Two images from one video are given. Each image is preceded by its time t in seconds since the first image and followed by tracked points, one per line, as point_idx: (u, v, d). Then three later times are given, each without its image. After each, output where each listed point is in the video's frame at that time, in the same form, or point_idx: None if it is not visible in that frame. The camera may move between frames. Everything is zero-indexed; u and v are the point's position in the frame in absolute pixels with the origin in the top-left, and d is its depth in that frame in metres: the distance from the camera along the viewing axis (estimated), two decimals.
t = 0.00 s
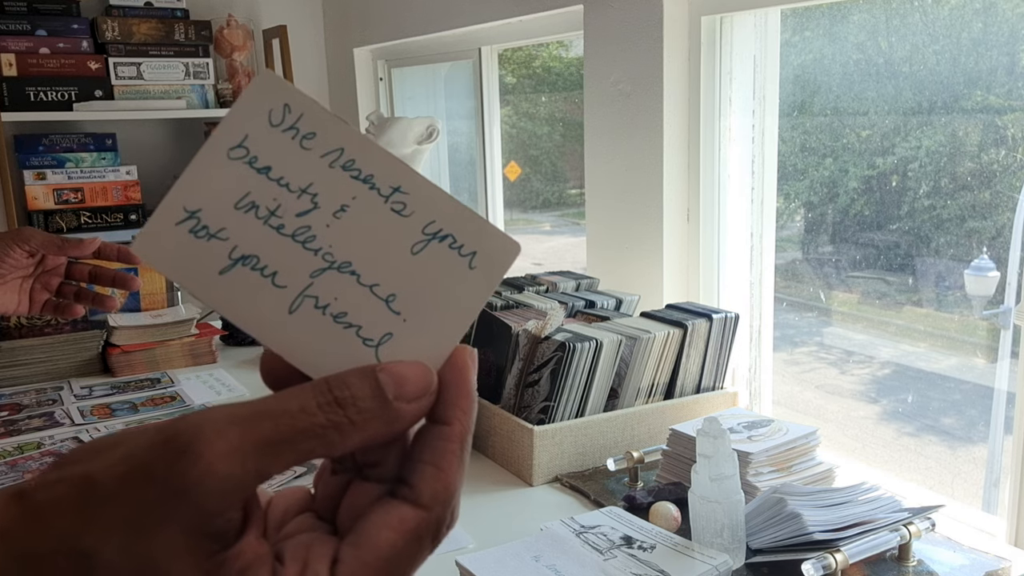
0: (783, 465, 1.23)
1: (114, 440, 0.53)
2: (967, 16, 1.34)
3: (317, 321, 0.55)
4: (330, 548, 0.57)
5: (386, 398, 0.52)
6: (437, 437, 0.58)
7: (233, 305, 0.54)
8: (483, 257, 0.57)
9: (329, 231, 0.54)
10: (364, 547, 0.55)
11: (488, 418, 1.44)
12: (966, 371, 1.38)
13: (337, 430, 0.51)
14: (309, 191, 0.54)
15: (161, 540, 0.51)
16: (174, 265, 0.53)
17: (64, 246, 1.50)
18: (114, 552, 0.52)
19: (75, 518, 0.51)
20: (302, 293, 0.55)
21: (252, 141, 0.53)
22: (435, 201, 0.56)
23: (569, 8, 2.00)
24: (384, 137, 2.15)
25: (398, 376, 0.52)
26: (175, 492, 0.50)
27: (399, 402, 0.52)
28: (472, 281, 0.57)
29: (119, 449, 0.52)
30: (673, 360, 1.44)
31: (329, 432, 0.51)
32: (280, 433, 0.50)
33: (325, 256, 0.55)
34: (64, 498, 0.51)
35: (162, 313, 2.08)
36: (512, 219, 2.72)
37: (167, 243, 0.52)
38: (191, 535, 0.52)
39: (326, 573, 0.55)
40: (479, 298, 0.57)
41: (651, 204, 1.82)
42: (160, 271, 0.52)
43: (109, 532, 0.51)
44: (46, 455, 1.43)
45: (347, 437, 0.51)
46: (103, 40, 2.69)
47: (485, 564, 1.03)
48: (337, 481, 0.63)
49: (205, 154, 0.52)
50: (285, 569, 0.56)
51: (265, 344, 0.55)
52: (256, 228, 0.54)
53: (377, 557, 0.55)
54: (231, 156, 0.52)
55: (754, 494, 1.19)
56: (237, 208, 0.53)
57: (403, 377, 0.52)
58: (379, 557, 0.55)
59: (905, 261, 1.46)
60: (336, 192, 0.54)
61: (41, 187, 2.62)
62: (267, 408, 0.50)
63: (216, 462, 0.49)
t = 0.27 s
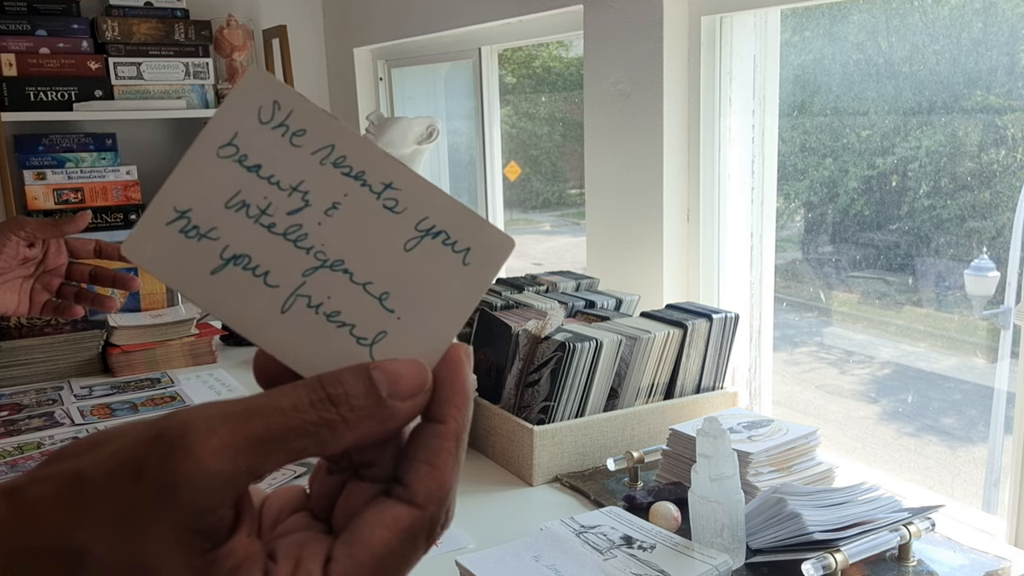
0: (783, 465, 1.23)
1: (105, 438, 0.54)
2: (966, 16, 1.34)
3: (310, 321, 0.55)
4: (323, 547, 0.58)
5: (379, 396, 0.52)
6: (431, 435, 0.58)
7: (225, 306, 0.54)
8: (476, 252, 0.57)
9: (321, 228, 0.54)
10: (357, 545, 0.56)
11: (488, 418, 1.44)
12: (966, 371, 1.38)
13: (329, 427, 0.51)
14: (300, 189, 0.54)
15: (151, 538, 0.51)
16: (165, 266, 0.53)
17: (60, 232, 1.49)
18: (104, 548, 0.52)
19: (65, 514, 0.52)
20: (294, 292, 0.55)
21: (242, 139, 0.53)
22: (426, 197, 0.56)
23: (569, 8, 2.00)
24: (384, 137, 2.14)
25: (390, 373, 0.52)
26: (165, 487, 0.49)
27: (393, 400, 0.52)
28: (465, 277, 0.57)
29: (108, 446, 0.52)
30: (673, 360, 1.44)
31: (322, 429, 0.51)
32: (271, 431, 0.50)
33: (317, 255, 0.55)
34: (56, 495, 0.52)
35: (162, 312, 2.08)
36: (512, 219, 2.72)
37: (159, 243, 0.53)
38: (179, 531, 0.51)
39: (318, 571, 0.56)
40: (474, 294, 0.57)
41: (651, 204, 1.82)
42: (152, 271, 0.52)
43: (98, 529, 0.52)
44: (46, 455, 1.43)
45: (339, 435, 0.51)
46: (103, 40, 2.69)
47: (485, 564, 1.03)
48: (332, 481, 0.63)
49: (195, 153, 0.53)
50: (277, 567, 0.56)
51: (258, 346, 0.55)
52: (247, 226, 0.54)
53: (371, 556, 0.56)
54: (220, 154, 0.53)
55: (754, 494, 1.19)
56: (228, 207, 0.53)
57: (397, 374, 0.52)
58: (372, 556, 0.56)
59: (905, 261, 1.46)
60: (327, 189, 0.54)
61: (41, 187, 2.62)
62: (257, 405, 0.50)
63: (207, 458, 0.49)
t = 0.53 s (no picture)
0: (784, 465, 1.23)
1: (105, 445, 0.54)
2: (966, 15, 1.34)
3: (313, 329, 0.55)
4: (325, 555, 0.58)
5: (382, 405, 0.51)
6: (435, 445, 0.57)
7: (230, 315, 0.54)
8: (481, 262, 0.57)
9: (325, 238, 0.54)
10: (359, 553, 0.56)
11: (489, 418, 1.44)
12: (966, 370, 1.38)
13: (331, 437, 0.51)
14: (304, 199, 0.54)
15: (150, 546, 0.51)
16: (170, 275, 0.53)
17: (59, 232, 1.50)
18: (103, 557, 0.52)
19: (64, 521, 0.53)
20: (298, 301, 0.55)
21: (246, 149, 0.53)
22: (430, 206, 0.55)
23: (569, 8, 2.00)
24: (384, 137, 2.15)
25: (394, 383, 0.52)
26: (164, 495, 0.50)
27: (396, 409, 0.52)
28: (469, 286, 0.57)
29: (107, 454, 0.53)
30: (673, 360, 1.44)
31: (323, 439, 0.50)
32: (272, 439, 0.50)
33: (321, 264, 0.55)
34: (58, 501, 0.53)
35: (161, 313, 2.08)
36: (512, 219, 2.72)
37: (163, 253, 0.53)
38: (179, 541, 0.52)
39: None
40: (478, 302, 0.57)
41: (650, 204, 1.82)
42: (157, 281, 0.52)
43: (96, 536, 0.52)
44: (46, 455, 1.43)
45: (341, 444, 0.51)
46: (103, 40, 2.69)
47: (485, 564, 1.03)
48: (335, 489, 0.63)
49: (199, 163, 0.53)
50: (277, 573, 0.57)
51: (262, 353, 0.55)
52: (251, 236, 0.54)
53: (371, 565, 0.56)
54: (225, 164, 0.53)
55: (754, 494, 1.19)
56: (233, 216, 0.53)
57: (400, 384, 0.52)
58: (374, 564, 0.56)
59: (905, 261, 1.46)
60: (331, 199, 0.54)
61: (41, 187, 2.62)
62: (258, 413, 0.50)
63: (207, 466, 0.49)
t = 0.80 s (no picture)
0: (783, 465, 1.23)
1: (105, 436, 0.55)
2: (966, 15, 1.34)
3: (309, 321, 0.55)
4: (324, 546, 0.58)
5: (379, 395, 0.51)
6: (432, 434, 0.58)
7: (226, 307, 0.54)
8: (476, 251, 0.57)
9: (321, 228, 0.55)
10: (357, 543, 0.56)
11: (488, 419, 1.44)
12: (966, 371, 1.38)
13: (328, 426, 0.50)
14: (299, 190, 0.54)
15: (151, 535, 0.51)
16: (166, 267, 0.53)
17: (59, 235, 1.48)
18: (103, 547, 0.52)
19: (64, 511, 0.52)
20: (294, 293, 0.55)
21: (241, 140, 0.54)
22: (425, 196, 0.56)
23: (569, 8, 2.00)
24: (384, 137, 2.14)
25: (391, 372, 0.52)
26: (165, 484, 0.50)
27: (393, 399, 0.52)
28: (465, 276, 0.57)
29: (108, 445, 0.53)
30: (673, 361, 1.44)
31: (321, 429, 0.50)
32: (272, 428, 0.49)
33: (317, 255, 0.55)
34: (58, 490, 0.53)
35: (161, 313, 2.08)
36: (512, 219, 2.72)
37: (159, 244, 0.53)
38: (178, 527, 0.51)
39: (319, 567, 0.56)
40: (474, 292, 0.57)
41: (650, 204, 1.82)
42: (152, 272, 0.52)
43: (98, 526, 0.52)
44: (45, 455, 1.43)
45: (339, 434, 0.51)
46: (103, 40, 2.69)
47: (485, 564, 1.03)
48: (333, 480, 0.63)
49: (194, 155, 0.53)
50: (276, 564, 0.56)
51: (259, 345, 0.55)
52: (247, 227, 0.54)
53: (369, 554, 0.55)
54: (219, 156, 0.53)
55: (754, 494, 1.19)
56: (229, 208, 0.54)
57: (396, 373, 0.52)
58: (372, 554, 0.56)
59: (905, 261, 1.46)
60: (326, 189, 0.55)
61: (41, 187, 2.62)
62: (257, 403, 0.50)
63: (207, 456, 0.49)
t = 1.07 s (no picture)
0: (783, 465, 1.23)
1: (104, 440, 0.54)
2: (966, 15, 1.34)
3: (310, 323, 0.55)
4: (324, 549, 0.58)
5: (379, 399, 0.51)
6: (432, 438, 0.58)
7: (227, 310, 0.54)
8: (478, 254, 0.56)
9: (321, 231, 0.55)
10: (358, 546, 0.56)
11: (488, 419, 1.44)
12: (965, 370, 1.38)
13: (329, 430, 0.51)
14: (301, 192, 0.54)
15: (150, 541, 0.51)
16: (166, 269, 0.53)
17: (60, 236, 1.47)
18: (101, 553, 0.52)
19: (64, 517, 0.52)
20: (295, 295, 0.55)
21: (242, 142, 0.53)
22: (427, 198, 0.56)
23: (569, 8, 2.00)
24: (384, 137, 2.14)
25: (393, 376, 0.52)
26: (163, 489, 0.50)
27: (394, 402, 0.52)
28: (467, 279, 0.57)
29: (106, 448, 0.53)
30: (673, 360, 1.44)
31: (321, 433, 0.51)
32: (272, 432, 0.50)
33: (318, 257, 0.55)
34: (57, 492, 0.53)
35: (161, 313, 2.08)
36: (512, 219, 2.72)
37: (159, 246, 0.52)
38: (178, 532, 0.51)
39: (318, 571, 0.56)
40: (475, 294, 0.57)
41: (650, 204, 1.82)
42: (152, 275, 0.52)
43: (96, 532, 0.52)
44: (46, 455, 1.43)
45: (339, 438, 0.51)
46: (103, 40, 2.69)
47: (485, 564, 1.03)
48: (332, 483, 0.63)
49: (195, 156, 0.53)
50: (277, 567, 0.56)
51: (260, 348, 0.55)
52: (247, 229, 0.54)
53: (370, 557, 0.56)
54: (221, 158, 0.53)
55: (754, 494, 1.19)
56: (229, 210, 0.53)
57: (398, 377, 0.52)
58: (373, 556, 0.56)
59: (905, 261, 1.46)
60: (327, 192, 0.55)
61: (40, 187, 2.62)
62: (257, 407, 0.50)
63: (207, 460, 0.49)
